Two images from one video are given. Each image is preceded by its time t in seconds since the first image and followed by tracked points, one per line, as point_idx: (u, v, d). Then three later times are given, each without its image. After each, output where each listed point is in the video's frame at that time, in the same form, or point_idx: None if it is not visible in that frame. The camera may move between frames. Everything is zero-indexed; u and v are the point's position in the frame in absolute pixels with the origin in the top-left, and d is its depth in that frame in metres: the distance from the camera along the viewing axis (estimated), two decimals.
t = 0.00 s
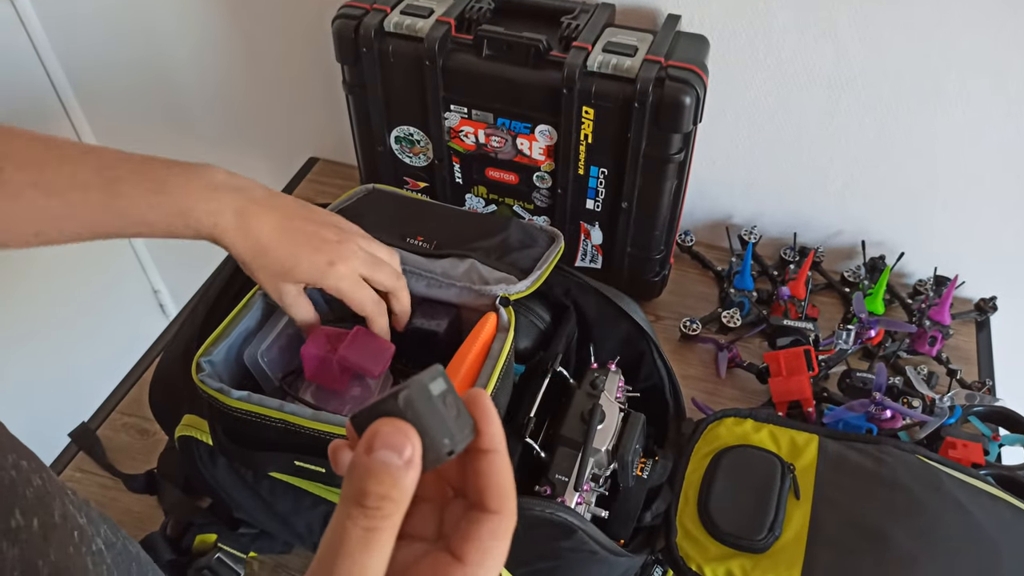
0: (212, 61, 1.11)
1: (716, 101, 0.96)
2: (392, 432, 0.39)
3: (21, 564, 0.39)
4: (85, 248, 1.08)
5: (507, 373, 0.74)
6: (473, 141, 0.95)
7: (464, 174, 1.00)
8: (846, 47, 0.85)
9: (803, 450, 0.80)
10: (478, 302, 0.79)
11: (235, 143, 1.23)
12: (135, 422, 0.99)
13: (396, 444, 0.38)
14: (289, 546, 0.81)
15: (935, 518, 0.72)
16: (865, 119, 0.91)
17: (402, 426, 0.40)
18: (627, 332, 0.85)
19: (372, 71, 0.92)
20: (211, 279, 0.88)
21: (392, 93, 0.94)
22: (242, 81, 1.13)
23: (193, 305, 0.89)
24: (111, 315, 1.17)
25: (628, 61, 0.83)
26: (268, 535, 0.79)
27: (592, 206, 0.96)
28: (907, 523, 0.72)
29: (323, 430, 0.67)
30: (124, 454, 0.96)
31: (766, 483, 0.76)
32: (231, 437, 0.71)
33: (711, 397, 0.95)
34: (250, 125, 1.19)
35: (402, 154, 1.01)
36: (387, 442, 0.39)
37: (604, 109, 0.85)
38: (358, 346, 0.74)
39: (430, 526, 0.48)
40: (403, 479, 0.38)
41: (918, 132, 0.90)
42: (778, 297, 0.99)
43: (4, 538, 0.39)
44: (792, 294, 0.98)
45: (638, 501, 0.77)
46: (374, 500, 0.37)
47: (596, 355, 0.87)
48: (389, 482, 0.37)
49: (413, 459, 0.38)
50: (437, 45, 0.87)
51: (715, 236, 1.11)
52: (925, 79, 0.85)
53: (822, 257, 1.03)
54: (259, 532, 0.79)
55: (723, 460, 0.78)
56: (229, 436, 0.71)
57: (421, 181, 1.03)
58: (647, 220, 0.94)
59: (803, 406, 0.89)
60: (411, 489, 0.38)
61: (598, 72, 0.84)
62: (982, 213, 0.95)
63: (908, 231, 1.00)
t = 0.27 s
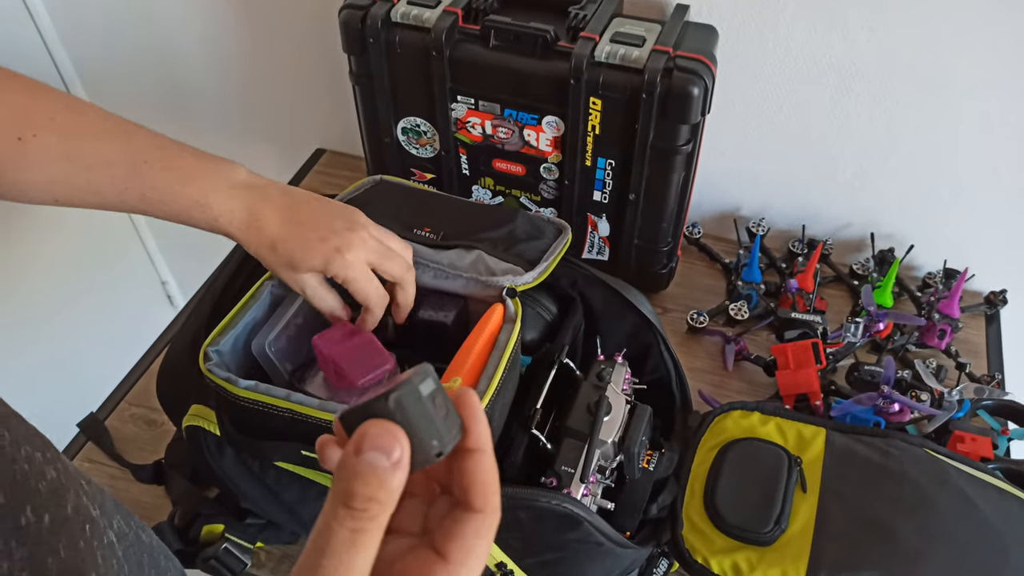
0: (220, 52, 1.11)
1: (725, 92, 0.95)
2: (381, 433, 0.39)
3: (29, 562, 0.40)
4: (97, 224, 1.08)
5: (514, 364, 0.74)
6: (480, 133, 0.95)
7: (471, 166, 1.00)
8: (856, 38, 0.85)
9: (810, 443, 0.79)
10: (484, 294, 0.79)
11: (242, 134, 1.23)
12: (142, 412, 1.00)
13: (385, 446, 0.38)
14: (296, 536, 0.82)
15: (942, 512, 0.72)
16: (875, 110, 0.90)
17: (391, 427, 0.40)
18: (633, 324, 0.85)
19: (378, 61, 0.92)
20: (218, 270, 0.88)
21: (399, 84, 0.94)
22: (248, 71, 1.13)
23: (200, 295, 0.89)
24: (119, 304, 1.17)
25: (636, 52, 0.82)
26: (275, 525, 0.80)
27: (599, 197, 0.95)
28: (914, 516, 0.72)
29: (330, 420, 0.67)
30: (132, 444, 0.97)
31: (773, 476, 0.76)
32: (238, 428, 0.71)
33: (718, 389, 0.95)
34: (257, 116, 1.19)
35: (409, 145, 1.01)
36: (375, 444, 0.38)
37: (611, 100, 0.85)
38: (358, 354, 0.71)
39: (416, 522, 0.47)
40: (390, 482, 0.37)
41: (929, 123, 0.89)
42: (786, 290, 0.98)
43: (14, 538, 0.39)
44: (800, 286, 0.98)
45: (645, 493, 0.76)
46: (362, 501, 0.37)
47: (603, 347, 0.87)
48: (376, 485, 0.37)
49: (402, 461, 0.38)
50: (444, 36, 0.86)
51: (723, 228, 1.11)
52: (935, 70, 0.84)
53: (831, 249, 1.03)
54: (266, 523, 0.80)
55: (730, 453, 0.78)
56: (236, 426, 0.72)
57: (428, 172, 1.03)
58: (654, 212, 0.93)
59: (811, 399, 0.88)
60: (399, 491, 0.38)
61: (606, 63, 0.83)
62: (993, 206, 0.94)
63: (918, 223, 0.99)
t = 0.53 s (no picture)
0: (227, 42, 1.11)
1: (733, 85, 0.94)
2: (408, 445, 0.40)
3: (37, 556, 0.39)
4: (102, 219, 1.08)
5: (518, 356, 0.74)
6: (487, 124, 0.95)
7: (477, 158, 0.99)
8: (867, 30, 0.84)
9: (816, 438, 0.79)
10: (490, 286, 0.79)
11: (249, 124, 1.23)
12: (148, 402, 1.00)
13: (411, 456, 0.39)
14: (301, 526, 0.82)
15: (948, 507, 0.72)
16: (885, 104, 0.89)
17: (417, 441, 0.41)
18: (639, 317, 0.84)
19: (385, 52, 0.91)
20: (224, 261, 0.88)
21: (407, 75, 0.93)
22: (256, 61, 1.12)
23: (206, 286, 0.89)
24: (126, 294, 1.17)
25: (644, 43, 0.82)
26: (280, 515, 0.80)
27: (606, 189, 0.95)
28: (919, 512, 0.72)
29: (336, 412, 0.67)
30: (138, 433, 0.97)
31: (777, 471, 0.76)
32: (243, 418, 0.72)
33: (724, 383, 0.95)
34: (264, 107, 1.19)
35: (416, 137, 1.00)
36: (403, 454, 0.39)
37: (619, 91, 0.84)
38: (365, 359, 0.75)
39: (432, 541, 0.49)
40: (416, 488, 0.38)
41: (939, 117, 0.88)
42: (793, 284, 0.98)
43: (24, 530, 0.39)
44: (808, 280, 0.97)
45: (649, 486, 0.76)
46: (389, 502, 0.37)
47: (609, 340, 0.87)
48: (403, 490, 0.38)
49: (425, 472, 0.39)
50: (451, 26, 0.86)
51: (730, 222, 1.10)
52: (947, 64, 0.84)
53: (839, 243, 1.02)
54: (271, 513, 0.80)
55: (734, 448, 0.78)
56: (241, 416, 0.72)
57: (434, 164, 1.03)
58: (661, 205, 0.93)
59: (817, 394, 0.88)
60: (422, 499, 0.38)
61: (614, 54, 0.83)
62: (1003, 201, 0.93)
63: (927, 218, 0.99)
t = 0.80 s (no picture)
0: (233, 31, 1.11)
1: (740, 77, 0.94)
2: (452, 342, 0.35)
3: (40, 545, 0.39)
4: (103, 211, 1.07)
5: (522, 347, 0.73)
6: (492, 115, 0.94)
7: (482, 148, 0.99)
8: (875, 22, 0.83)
9: (819, 431, 0.79)
10: (493, 277, 0.79)
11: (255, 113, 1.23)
12: (153, 390, 1.00)
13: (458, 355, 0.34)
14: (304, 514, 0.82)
15: (952, 502, 0.72)
16: (893, 97, 0.89)
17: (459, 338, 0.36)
18: (643, 309, 0.84)
19: (390, 41, 0.91)
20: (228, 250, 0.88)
21: (412, 65, 0.93)
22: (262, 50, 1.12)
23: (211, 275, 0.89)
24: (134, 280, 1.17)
25: (650, 34, 0.81)
26: (283, 504, 0.80)
27: (611, 181, 0.95)
28: (923, 506, 0.72)
29: (339, 402, 0.67)
30: (143, 422, 0.98)
31: (780, 463, 0.76)
32: (246, 407, 0.72)
33: (728, 376, 0.95)
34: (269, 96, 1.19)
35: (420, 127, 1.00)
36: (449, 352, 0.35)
37: (625, 82, 0.84)
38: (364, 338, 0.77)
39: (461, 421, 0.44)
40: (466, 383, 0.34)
41: (948, 110, 0.88)
42: (798, 277, 0.98)
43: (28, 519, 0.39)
44: (813, 274, 0.97)
45: (652, 478, 0.76)
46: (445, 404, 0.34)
47: (612, 332, 0.87)
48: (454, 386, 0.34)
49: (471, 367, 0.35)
50: (456, 16, 0.85)
51: (736, 214, 1.10)
52: (956, 57, 0.83)
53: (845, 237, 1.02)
54: (274, 501, 0.80)
55: (738, 440, 0.78)
56: (244, 406, 0.72)
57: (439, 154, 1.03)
58: (666, 197, 0.92)
59: (821, 387, 0.88)
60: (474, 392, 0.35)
61: (620, 45, 0.82)
62: (1012, 195, 0.93)
63: (934, 211, 0.98)
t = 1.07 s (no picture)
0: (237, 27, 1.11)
1: (744, 73, 0.93)
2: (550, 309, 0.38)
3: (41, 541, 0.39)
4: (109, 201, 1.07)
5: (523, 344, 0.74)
6: (495, 111, 0.94)
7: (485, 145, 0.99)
8: (880, 19, 0.83)
9: (821, 430, 0.79)
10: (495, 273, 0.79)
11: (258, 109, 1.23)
12: (155, 386, 1.01)
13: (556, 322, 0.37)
14: (306, 510, 0.82)
15: (954, 500, 0.72)
16: (897, 94, 0.88)
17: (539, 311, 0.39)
18: (645, 306, 0.84)
19: (394, 37, 0.91)
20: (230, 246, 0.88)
21: (415, 61, 0.93)
22: (265, 46, 1.12)
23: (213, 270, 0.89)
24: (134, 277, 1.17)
25: (654, 31, 0.81)
26: (285, 499, 0.80)
27: (614, 178, 0.94)
28: (925, 504, 0.71)
29: (342, 397, 0.68)
30: (146, 417, 0.98)
31: (783, 461, 0.76)
32: (247, 401, 0.72)
33: (730, 373, 0.94)
34: (273, 93, 1.19)
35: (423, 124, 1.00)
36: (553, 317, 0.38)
37: (628, 79, 0.84)
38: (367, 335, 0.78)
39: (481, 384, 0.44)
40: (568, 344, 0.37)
41: (952, 107, 0.87)
42: (801, 275, 0.97)
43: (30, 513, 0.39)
44: (816, 272, 0.96)
45: (654, 475, 0.75)
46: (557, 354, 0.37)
47: (614, 329, 0.86)
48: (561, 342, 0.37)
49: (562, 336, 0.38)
50: (460, 12, 0.85)
51: (739, 212, 1.10)
52: (961, 54, 0.83)
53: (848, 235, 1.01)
54: (277, 497, 0.80)
55: (740, 438, 0.78)
56: (247, 400, 0.72)
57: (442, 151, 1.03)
58: (669, 194, 0.92)
59: (824, 385, 0.88)
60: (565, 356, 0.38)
61: (623, 41, 0.82)
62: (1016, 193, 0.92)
63: (938, 210, 0.98)
